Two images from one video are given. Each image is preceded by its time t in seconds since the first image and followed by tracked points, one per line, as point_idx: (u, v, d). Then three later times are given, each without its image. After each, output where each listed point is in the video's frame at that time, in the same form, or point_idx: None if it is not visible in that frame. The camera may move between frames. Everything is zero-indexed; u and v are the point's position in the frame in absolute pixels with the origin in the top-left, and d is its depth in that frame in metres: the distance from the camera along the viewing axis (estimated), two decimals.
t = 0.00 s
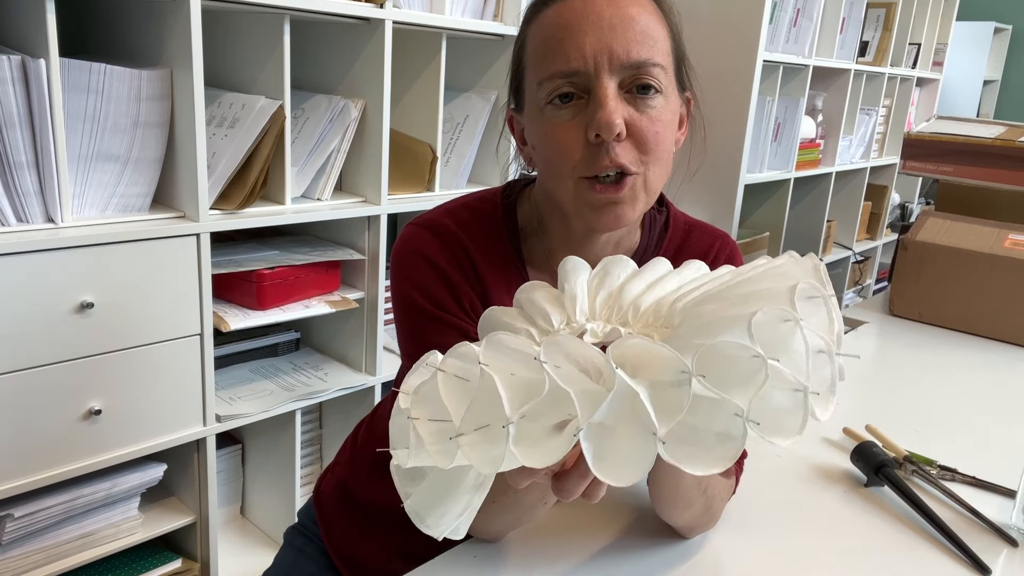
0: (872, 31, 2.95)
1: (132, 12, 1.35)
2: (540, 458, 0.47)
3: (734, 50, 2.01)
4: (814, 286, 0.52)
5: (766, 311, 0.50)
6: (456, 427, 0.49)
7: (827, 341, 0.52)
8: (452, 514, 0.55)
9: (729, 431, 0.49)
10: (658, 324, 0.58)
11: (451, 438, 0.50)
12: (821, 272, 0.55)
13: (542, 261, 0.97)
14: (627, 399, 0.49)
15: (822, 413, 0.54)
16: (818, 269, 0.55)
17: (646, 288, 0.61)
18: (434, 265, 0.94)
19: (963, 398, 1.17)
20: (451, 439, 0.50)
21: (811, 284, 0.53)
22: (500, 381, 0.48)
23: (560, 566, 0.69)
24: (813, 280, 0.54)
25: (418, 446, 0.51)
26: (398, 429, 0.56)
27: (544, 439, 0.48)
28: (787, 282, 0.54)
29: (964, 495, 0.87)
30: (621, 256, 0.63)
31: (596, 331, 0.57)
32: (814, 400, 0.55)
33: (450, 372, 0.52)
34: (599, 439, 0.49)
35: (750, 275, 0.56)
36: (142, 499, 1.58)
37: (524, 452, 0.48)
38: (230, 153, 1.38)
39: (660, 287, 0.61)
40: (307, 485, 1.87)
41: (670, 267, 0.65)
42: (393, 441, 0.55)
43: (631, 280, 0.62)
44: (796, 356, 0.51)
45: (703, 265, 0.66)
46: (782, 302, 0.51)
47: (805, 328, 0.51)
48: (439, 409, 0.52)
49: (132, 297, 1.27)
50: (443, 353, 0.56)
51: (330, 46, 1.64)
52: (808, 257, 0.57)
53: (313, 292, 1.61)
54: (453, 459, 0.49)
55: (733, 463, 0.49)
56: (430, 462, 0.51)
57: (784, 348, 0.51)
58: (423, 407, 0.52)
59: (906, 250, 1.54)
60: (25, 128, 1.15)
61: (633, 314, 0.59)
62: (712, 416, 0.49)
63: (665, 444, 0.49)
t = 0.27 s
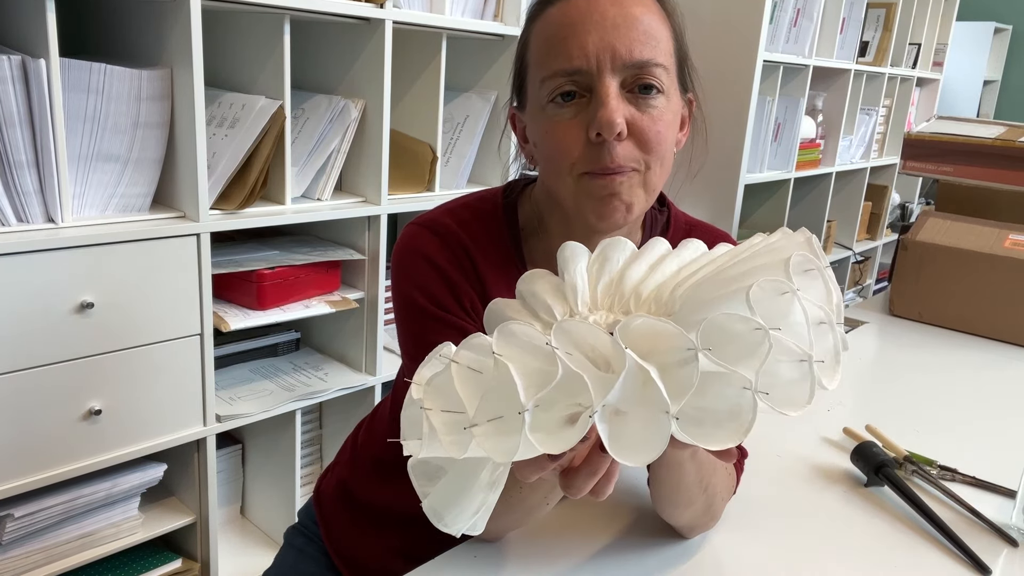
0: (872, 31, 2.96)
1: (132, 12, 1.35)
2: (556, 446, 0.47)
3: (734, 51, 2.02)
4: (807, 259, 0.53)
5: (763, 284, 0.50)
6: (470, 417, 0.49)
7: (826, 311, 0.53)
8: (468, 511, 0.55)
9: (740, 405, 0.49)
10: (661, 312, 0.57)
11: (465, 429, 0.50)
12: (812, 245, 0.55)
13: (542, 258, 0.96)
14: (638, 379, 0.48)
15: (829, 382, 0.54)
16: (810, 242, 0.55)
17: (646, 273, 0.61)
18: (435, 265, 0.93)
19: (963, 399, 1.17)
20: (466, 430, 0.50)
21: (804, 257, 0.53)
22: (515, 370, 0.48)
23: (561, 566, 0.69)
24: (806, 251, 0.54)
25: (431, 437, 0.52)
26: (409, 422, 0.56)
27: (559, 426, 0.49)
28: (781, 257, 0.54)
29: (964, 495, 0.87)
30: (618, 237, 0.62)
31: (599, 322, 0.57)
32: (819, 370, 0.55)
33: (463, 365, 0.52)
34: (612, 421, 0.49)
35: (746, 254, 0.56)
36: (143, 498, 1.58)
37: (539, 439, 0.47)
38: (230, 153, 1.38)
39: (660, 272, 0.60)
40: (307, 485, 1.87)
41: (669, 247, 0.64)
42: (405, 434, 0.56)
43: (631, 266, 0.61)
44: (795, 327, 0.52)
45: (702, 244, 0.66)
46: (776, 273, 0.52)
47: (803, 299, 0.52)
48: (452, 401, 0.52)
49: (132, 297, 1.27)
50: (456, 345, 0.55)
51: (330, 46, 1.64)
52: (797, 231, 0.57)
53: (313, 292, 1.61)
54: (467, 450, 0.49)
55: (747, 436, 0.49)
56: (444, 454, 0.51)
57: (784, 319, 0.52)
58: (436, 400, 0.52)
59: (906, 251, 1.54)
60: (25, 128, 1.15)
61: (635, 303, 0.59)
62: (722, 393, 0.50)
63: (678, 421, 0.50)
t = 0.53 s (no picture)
0: (872, 31, 2.96)
1: (132, 12, 1.35)
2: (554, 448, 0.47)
3: (734, 51, 2.01)
4: (811, 265, 0.53)
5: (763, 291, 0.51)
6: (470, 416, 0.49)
7: (827, 319, 0.53)
8: (467, 508, 0.55)
9: (740, 413, 0.49)
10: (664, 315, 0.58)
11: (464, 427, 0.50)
12: (817, 249, 0.55)
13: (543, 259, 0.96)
14: (639, 384, 0.48)
15: (831, 390, 0.54)
16: (813, 245, 0.55)
17: (650, 274, 0.61)
18: (434, 265, 0.93)
19: (962, 398, 1.17)
20: (465, 428, 0.50)
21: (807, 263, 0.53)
22: (517, 371, 0.48)
23: (561, 567, 0.69)
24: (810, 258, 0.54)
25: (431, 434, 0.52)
26: (410, 419, 0.56)
27: (560, 430, 0.48)
28: (785, 263, 0.54)
29: (964, 495, 0.87)
30: (623, 236, 0.63)
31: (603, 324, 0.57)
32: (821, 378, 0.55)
33: (467, 363, 0.52)
34: (612, 426, 0.49)
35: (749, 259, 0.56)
36: (143, 498, 1.58)
37: (539, 441, 0.47)
38: (230, 153, 1.38)
39: (665, 273, 0.61)
40: (307, 485, 1.87)
41: (675, 246, 0.66)
42: (406, 430, 0.56)
43: (636, 265, 0.61)
44: (796, 335, 0.51)
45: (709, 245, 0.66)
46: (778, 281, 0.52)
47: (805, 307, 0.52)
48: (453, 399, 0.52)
49: (132, 297, 1.27)
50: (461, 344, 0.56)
51: (330, 46, 1.64)
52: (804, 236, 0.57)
53: (313, 292, 1.61)
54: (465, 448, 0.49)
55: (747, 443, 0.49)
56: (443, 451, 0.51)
57: (784, 326, 0.52)
58: (438, 397, 0.52)
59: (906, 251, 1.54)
60: (25, 128, 1.15)
61: (639, 304, 0.59)
62: (722, 401, 0.49)
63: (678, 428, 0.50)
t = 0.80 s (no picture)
0: (872, 31, 2.95)
1: (132, 12, 1.35)
2: (562, 453, 0.47)
3: (734, 51, 2.01)
4: (814, 266, 0.53)
5: (767, 296, 0.51)
6: (476, 418, 0.49)
7: (833, 322, 0.52)
8: (469, 505, 0.54)
9: (747, 419, 0.49)
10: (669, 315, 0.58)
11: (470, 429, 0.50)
12: (820, 247, 0.55)
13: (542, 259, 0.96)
14: (646, 390, 0.48)
15: (836, 394, 0.54)
16: (817, 245, 0.55)
17: (658, 270, 0.61)
18: (434, 265, 0.93)
19: (963, 399, 1.17)
20: (470, 430, 0.50)
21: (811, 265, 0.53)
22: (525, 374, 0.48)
23: (561, 567, 0.69)
24: (813, 258, 0.54)
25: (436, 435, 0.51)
26: (412, 419, 0.56)
27: (564, 434, 0.48)
28: (788, 263, 0.54)
29: (964, 495, 0.87)
30: (630, 231, 0.63)
31: (608, 323, 0.58)
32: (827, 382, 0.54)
33: (473, 364, 0.52)
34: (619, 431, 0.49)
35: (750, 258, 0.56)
36: (142, 498, 1.58)
37: (545, 445, 0.47)
38: (230, 153, 1.38)
39: (672, 269, 0.60)
40: (307, 485, 1.87)
41: (683, 241, 0.65)
42: (409, 429, 0.55)
43: (642, 262, 0.61)
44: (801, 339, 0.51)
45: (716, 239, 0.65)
46: (783, 282, 0.52)
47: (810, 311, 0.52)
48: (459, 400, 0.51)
49: (132, 297, 1.27)
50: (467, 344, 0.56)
51: (330, 46, 1.64)
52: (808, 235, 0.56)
53: (313, 292, 1.61)
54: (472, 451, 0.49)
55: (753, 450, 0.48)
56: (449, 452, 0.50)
57: (790, 332, 0.51)
58: (442, 397, 0.52)
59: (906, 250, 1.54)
60: (25, 128, 1.15)
61: (644, 303, 0.59)
62: (729, 407, 0.49)
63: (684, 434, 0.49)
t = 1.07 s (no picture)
0: (872, 31, 2.95)
1: (132, 12, 1.35)
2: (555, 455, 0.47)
3: (734, 51, 2.01)
4: (823, 279, 0.52)
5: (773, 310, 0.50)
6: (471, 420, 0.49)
7: (838, 337, 0.52)
8: (467, 507, 0.54)
9: (743, 430, 0.49)
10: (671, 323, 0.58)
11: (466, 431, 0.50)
12: (830, 261, 0.54)
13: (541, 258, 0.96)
14: (641, 397, 0.48)
15: (838, 410, 0.53)
16: (827, 258, 0.54)
17: (660, 277, 0.61)
18: (433, 265, 0.93)
19: (963, 398, 1.17)
20: (467, 433, 0.50)
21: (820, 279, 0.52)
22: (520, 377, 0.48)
23: (561, 567, 0.69)
24: (822, 271, 0.53)
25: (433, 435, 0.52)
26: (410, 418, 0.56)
27: (560, 436, 0.48)
28: (795, 275, 0.53)
29: (964, 495, 0.87)
30: (634, 238, 0.63)
31: (610, 329, 0.58)
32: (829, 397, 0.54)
33: (470, 365, 0.52)
34: (612, 436, 0.49)
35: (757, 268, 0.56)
36: (143, 498, 1.58)
37: (539, 448, 0.47)
38: (230, 153, 1.38)
39: (675, 277, 0.61)
40: (307, 485, 1.87)
41: (686, 249, 0.66)
42: (407, 429, 0.56)
43: (646, 269, 0.61)
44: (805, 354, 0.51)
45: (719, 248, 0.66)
46: (790, 295, 0.51)
47: (815, 324, 0.52)
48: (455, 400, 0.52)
49: (132, 297, 1.27)
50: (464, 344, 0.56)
51: (330, 46, 1.64)
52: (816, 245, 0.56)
53: (313, 292, 1.61)
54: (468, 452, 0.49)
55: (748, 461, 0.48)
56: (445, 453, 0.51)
57: (793, 345, 0.52)
58: (440, 398, 0.52)
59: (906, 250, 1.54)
60: (25, 128, 1.15)
61: (646, 310, 0.60)
62: (724, 416, 0.49)
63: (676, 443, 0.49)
